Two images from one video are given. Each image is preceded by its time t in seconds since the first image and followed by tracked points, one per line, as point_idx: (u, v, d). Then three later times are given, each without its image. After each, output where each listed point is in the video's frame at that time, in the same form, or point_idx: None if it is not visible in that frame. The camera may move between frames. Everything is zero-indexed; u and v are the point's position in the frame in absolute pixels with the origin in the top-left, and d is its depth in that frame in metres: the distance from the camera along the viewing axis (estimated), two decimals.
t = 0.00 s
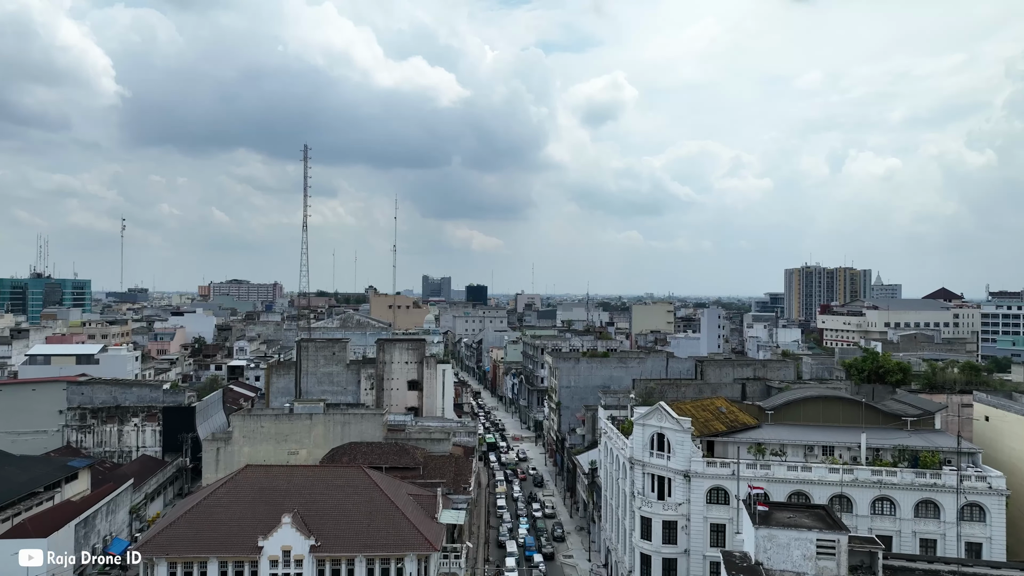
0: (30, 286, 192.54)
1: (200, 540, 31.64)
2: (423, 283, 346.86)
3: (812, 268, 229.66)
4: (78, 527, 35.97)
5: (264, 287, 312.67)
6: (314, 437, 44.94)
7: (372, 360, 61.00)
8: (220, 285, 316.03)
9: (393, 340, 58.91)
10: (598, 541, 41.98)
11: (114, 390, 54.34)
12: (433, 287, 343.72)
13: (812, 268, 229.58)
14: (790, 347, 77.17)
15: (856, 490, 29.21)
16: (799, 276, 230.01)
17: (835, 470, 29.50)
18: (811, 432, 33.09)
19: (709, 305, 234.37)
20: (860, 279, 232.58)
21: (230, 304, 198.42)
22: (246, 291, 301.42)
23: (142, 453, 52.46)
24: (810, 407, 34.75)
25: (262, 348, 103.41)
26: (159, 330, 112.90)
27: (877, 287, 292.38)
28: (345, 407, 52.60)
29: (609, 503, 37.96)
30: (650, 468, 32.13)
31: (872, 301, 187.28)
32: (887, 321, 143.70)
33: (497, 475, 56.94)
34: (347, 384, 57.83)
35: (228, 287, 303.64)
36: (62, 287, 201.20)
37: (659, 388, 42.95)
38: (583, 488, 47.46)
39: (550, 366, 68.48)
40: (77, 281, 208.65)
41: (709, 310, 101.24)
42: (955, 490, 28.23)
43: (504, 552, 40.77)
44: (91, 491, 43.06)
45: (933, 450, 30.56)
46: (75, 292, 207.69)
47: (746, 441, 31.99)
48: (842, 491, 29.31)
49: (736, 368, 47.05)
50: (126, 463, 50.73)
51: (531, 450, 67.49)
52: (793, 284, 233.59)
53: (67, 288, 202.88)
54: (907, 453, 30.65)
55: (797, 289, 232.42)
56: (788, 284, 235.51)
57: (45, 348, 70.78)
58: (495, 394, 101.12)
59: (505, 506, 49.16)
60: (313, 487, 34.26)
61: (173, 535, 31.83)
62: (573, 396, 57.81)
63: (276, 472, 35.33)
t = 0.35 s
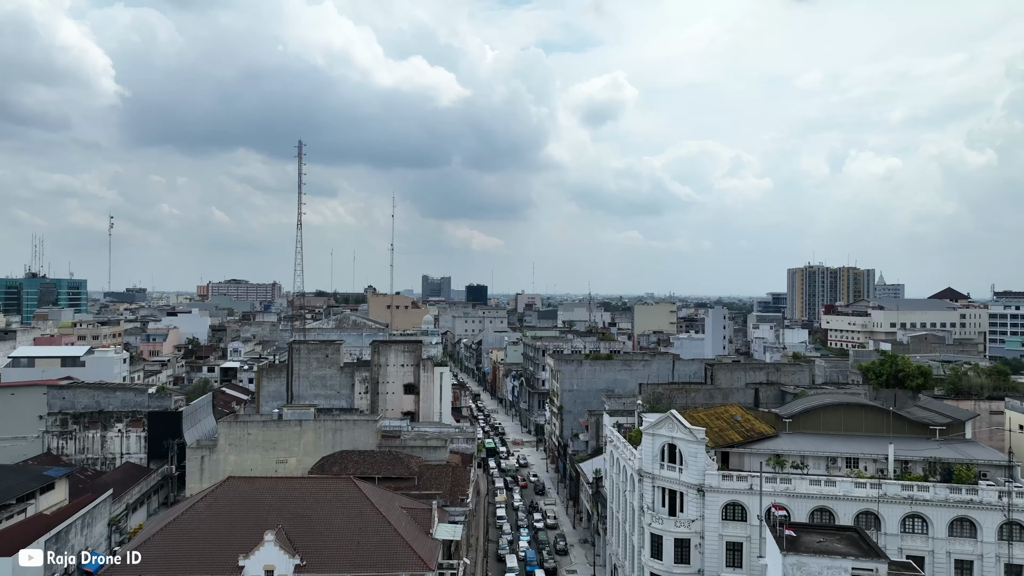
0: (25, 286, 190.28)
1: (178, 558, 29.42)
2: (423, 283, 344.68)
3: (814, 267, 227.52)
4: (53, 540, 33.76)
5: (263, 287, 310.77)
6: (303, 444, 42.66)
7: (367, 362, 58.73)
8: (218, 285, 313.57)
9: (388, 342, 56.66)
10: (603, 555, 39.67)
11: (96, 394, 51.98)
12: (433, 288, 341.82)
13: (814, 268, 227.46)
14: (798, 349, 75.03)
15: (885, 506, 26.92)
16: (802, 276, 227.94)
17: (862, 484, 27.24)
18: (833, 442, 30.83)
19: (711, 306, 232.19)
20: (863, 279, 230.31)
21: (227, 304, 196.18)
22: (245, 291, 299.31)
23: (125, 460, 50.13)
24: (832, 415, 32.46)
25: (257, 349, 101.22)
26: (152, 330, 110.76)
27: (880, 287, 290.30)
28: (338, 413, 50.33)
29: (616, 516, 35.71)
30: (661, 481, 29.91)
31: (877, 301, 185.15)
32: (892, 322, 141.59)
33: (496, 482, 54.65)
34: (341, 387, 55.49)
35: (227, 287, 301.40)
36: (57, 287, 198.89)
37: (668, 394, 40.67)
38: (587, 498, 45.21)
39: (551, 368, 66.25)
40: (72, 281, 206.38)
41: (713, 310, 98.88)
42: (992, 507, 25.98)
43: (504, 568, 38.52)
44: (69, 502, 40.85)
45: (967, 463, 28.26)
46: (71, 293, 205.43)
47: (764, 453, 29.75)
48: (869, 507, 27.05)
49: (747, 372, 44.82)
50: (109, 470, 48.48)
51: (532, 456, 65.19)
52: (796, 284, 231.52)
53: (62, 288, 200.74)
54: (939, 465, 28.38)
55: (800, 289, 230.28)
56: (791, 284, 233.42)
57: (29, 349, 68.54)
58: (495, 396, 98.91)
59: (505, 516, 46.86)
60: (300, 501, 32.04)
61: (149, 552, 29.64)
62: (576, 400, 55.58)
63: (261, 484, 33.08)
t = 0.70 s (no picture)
0: (19, 286, 188.14)
1: None
2: (423, 283, 342.42)
3: (818, 267, 225.23)
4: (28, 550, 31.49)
5: (262, 287, 308.77)
6: (291, 453, 40.37)
7: (361, 365, 56.45)
8: (215, 285, 311.23)
9: (383, 343, 54.38)
10: (608, 571, 37.44)
11: (77, 400, 50.05)
12: (433, 288, 339.61)
13: (818, 267, 225.18)
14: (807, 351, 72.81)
15: (919, 526, 24.62)
16: (805, 276, 225.68)
17: (893, 502, 24.94)
18: (859, 455, 28.53)
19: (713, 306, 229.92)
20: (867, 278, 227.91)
21: (223, 304, 193.95)
22: (243, 291, 297.24)
23: (106, 468, 47.81)
24: (856, 425, 30.15)
25: (252, 350, 99.07)
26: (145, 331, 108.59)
27: (883, 287, 288.10)
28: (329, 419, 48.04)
29: (623, 532, 33.44)
30: (673, 497, 27.65)
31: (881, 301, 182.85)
32: (898, 322, 139.36)
33: (496, 490, 52.41)
34: (333, 392, 53.22)
35: (225, 287, 299.31)
36: (52, 287, 196.76)
37: (677, 400, 38.41)
38: (591, 510, 42.92)
39: (553, 371, 63.98)
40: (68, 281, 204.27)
41: (718, 311, 96.66)
42: None
43: None
44: (42, 516, 38.46)
45: (1007, 478, 25.96)
46: (66, 293, 203.32)
47: (785, 466, 27.47)
48: (902, 526, 24.73)
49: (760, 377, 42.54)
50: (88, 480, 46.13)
51: (532, 461, 62.94)
52: (799, 284, 229.33)
53: (57, 289, 198.62)
54: (976, 481, 26.08)
55: (803, 289, 228.00)
56: (794, 284, 231.18)
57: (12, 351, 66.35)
58: (495, 398, 96.66)
59: (505, 528, 44.58)
60: (284, 517, 29.74)
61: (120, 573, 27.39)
62: (579, 405, 53.28)
63: (244, 498, 30.81)
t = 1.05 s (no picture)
0: (14, 286, 185.97)
1: None
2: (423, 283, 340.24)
3: (821, 266, 222.99)
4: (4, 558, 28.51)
5: (260, 287, 306.90)
6: (278, 462, 38.16)
7: (355, 368, 54.22)
8: (214, 286, 309.28)
9: (378, 346, 52.12)
10: None
11: (56, 406, 47.93)
12: (433, 288, 337.45)
13: (821, 267, 222.93)
14: (816, 353, 70.66)
15: (960, 550, 22.34)
16: (808, 275, 223.45)
17: (931, 523, 22.67)
18: (888, 469, 26.27)
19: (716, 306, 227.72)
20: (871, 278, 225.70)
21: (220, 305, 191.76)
22: (242, 291, 295.14)
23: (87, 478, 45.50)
24: (884, 436, 27.87)
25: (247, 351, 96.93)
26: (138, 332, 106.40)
27: (886, 287, 285.79)
28: (320, 426, 45.83)
29: (631, 549, 31.22)
30: (687, 515, 25.39)
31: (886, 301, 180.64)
32: (905, 322, 137.24)
33: (495, 499, 50.12)
34: (326, 396, 51.00)
35: (223, 287, 297.17)
36: (47, 287, 194.60)
37: (688, 408, 36.18)
38: (595, 522, 40.71)
39: (555, 374, 61.79)
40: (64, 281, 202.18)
41: (723, 311, 94.38)
42: None
43: None
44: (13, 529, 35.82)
45: None
46: (62, 293, 201.18)
47: (809, 482, 25.22)
48: (941, 550, 22.47)
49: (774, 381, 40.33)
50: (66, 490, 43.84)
51: (533, 468, 60.74)
52: (802, 284, 227.16)
53: (53, 289, 196.45)
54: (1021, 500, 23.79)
55: (806, 289, 225.79)
56: (797, 284, 229.00)
57: None
58: (495, 401, 94.45)
59: (506, 541, 42.32)
60: (265, 535, 27.49)
61: None
62: (582, 410, 51.03)
63: (222, 514, 28.53)
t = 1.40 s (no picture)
0: (8, 286, 183.65)
1: None
2: (422, 283, 337.88)
3: (824, 266, 220.71)
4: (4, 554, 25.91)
5: (258, 288, 304.68)
6: (263, 473, 35.86)
7: (348, 372, 51.98)
8: (212, 286, 307.00)
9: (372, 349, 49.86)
10: None
11: (34, 412, 45.69)
12: (433, 288, 335.16)
13: (824, 267, 220.65)
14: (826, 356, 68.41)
15: None
16: (811, 275, 221.11)
17: (977, 549, 20.39)
18: (923, 485, 24.00)
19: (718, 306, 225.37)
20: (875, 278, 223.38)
21: (217, 305, 189.42)
22: (240, 291, 292.99)
23: (65, 488, 43.21)
24: (917, 449, 25.59)
25: (240, 353, 94.63)
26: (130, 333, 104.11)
27: (889, 287, 283.53)
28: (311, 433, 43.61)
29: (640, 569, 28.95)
30: (704, 537, 23.14)
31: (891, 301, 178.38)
32: (912, 322, 134.97)
33: (495, 509, 47.84)
34: (318, 401, 48.75)
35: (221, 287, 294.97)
36: (42, 287, 192.29)
37: (700, 416, 33.90)
38: (600, 535, 38.44)
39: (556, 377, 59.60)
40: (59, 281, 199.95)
41: (729, 312, 92.11)
42: None
43: None
44: None
45: None
46: (57, 293, 198.87)
47: (838, 501, 22.95)
48: None
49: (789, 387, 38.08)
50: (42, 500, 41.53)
51: (534, 474, 58.49)
52: (805, 283, 224.85)
53: (47, 288, 194.08)
54: None
55: (809, 289, 223.52)
56: (800, 283, 226.68)
57: None
58: (494, 404, 92.16)
59: (505, 554, 40.04)
60: (243, 557, 25.23)
61: None
62: (585, 416, 48.76)
63: (198, 533, 26.27)
